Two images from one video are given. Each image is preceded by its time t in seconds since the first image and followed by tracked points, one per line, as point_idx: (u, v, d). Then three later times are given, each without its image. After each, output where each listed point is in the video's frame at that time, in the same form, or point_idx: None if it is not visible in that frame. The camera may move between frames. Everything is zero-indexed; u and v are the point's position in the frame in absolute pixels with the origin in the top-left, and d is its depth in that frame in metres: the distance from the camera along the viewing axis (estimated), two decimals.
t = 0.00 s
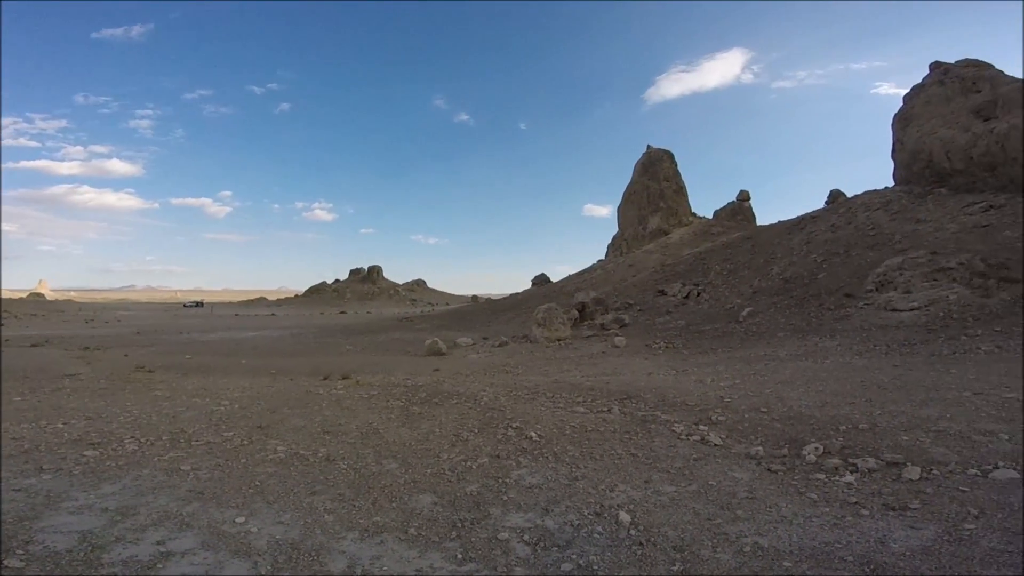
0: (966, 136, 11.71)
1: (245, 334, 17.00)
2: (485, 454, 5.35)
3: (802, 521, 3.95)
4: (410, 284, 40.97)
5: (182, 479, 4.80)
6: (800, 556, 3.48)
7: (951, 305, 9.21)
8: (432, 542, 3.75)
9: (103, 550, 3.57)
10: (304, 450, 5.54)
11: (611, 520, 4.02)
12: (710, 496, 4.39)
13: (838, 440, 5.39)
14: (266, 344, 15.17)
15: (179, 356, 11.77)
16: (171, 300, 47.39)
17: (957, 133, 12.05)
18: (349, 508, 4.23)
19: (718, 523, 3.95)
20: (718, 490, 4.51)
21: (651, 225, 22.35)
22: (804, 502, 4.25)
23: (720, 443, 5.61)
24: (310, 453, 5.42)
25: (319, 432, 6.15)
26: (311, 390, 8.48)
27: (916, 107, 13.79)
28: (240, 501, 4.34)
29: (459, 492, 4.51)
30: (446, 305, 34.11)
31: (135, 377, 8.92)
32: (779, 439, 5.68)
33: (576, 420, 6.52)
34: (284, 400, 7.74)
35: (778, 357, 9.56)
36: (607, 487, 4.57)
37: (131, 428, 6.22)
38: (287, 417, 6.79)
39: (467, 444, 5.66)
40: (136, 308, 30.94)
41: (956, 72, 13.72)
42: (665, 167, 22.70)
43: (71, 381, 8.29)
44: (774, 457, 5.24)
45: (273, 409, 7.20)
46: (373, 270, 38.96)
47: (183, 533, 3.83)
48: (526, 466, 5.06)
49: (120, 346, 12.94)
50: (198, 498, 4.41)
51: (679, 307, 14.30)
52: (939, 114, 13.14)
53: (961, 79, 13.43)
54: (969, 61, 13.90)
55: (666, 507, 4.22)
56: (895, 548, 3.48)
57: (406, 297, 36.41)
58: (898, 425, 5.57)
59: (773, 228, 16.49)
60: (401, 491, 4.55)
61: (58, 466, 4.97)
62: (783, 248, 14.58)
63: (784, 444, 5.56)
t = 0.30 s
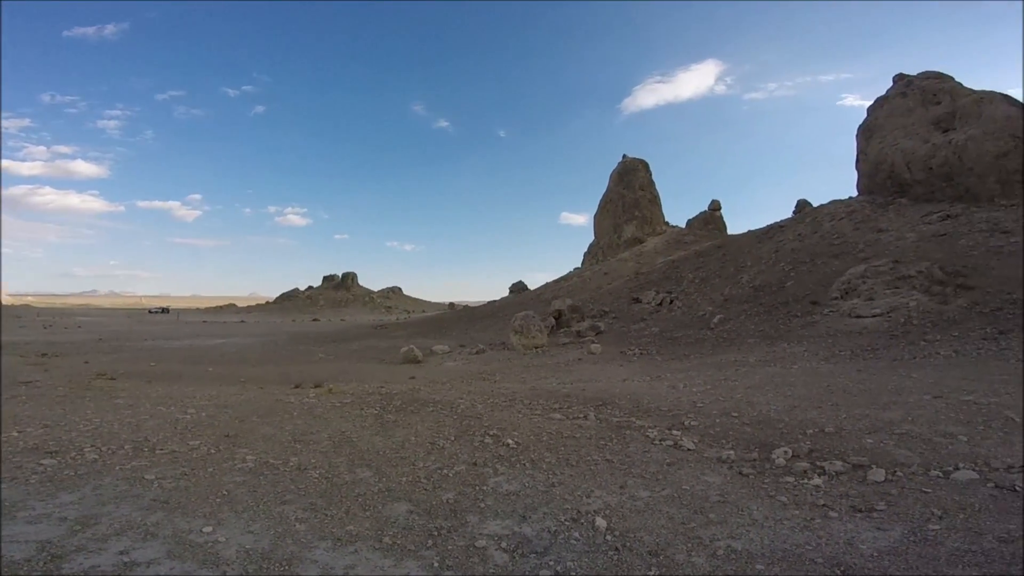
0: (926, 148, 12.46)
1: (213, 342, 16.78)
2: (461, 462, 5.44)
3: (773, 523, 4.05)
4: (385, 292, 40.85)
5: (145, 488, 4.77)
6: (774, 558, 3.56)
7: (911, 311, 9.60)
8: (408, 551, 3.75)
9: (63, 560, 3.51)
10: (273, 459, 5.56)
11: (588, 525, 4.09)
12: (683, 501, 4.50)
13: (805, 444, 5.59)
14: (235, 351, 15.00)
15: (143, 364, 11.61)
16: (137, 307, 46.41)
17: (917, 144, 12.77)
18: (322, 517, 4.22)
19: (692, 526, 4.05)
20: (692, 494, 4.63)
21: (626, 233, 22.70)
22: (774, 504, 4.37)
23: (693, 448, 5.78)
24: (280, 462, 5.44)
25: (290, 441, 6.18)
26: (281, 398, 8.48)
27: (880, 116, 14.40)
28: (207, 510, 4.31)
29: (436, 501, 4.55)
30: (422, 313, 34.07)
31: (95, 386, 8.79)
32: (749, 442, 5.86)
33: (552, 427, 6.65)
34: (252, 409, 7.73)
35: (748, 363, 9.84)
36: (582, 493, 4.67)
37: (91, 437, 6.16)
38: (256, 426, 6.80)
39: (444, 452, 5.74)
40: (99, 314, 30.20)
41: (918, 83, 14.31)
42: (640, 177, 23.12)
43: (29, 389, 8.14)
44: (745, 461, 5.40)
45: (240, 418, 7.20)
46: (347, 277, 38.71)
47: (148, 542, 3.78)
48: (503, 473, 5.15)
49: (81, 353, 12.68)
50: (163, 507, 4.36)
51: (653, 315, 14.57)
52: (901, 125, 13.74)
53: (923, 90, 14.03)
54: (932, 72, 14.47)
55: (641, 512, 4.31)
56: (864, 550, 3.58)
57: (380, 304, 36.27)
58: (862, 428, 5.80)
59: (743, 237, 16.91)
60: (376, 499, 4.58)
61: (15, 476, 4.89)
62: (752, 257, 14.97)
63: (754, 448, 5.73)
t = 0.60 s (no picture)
0: (893, 161, 13.07)
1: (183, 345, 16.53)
2: (437, 469, 5.37)
3: (744, 529, 4.09)
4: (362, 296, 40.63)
5: (105, 494, 4.68)
6: (745, 565, 3.59)
7: (876, 320, 9.91)
8: (382, 558, 3.71)
9: (19, 568, 3.47)
10: (241, 465, 5.52)
11: (564, 532, 4.07)
12: (657, 507, 4.51)
13: (775, 450, 5.70)
14: (203, 355, 14.80)
15: (110, 367, 11.42)
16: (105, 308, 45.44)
17: (884, 157, 13.38)
18: (292, 524, 4.16)
19: (665, 533, 4.06)
20: (665, 501, 4.65)
21: (605, 242, 22.93)
22: (746, 512, 4.41)
23: (667, 454, 5.83)
24: (249, 468, 5.40)
25: (261, 446, 6.16)
26: (250, 404, 8.44)
27: (851, 129, 14.83)
28: (171, 516, 4.26)
29: (410, 507, 4.49)
30: (399, 318, 33.98)
31: (57, 389, 8.65)
32: (721, 449, 5.95)
33: (529, 433, 6.69)
34: (219, 414, 7.68)
35: (720, 370, 10.05)
36: (558, 500, 4.65)
37: (50, 441, 6.08)
38: (223, 432, 6.78)
39: (419, 458, 5.71)
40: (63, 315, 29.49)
41: (886, 96, 14.69)
42: (618, 186, 23.43)
43: None
44: (716, 467, 5.47)
45: (208, 424, 7.15)
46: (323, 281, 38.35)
47: (108, 549, 3.74)
48: (480, 480, 5.10)
49: (43, 356, 12.42)
50: (125, 513, 4.29)
51: (629, 322, 14.79)
52: (869, 139, 14.24)
53: (890, 104, 14.43)
54: (899, 87, 14.95)
55: (616, 518, 4.31)
56: (831, 555, 3.64)
57: (357, 309, 36.06)
58: (830, 434, 5.94)
59: (717, 246, 17.23)
60: (349, 506, 4.52)
61: None
62: (725, 266, 15.28)
63: (726, 453, 5.83)
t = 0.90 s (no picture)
0: (861, 173, 13.56)
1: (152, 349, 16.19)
2: (412, 476, 5.33)
3: (717, 534, 4.05)
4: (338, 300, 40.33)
5: (64, 499, 4.56)
6: (718, 569, 3.56)
7: (843, 329, 10.20)
8: (354, 565, 3.66)
9: None
10: (208, 471, 5.43)
11: (540, 538, 4.01)
12: (631, 512, 4.45)
13: (747, 455, 5.70)
14: (170, 359, 14.50)
15: (74, 370, 11.15)
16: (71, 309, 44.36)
17: (854, 169, 13.84)
18: (260, 531, 4.08)
19: (639, 538, 4.02)
20: (640, 506, 4.59)
21: (583, 249, 23.13)
22: (719, 516, 4.36)
23: (642, 459, 5.78)
24: (216, 475, 5.31)
25: (228, 452, 6.09)
26: (218, 409, 8.33)
27: (823, 141, 15.24)
28: (133, 522, 4.16)
29: (384, 514, 4.43)
30: (376, 322, 33.79)
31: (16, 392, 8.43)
32: (695, 454, 5.92)
33: (506, 439, 6.67)
34: (184, 420, 7.57)
35: (695, 376, 10.21)
36: (535, 506, 4.57)
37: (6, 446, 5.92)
38: (189, 437, 6.69)
39: (393, 465, 5.65)
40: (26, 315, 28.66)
41: (858, 109, 15.12)
42: (598, 194, 23.67)
43: None
44: (690, 472, 5.44)
45: (173, 429, 7.05)
46: (298, 285, 37.96)
47: (67, 555, 3.63)
48: (455, 486, 5.04)
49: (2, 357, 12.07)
50: (84, 519, 4.17)
51: (607, 329, 14.94)
52: (840, 150, 14.67)
53: (861, 116, 14.87)
54: (870, 99, 15.41)
55: (592, 524, 4.25)
56: (802, 559, 3.60)
57: (333, 313, 35.78)
58: (799, 440, 6.01)
59: (694, 255, 17.49)
60: (320, 513, 4.45)
61: None
62: (700, 275, 15.53)
63: (699, 459, 5.77)
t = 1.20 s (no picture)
0: (833, 183, 13.92)
1: (118, 349, 15.87)
2: (389, 482, 5.36)
3: (693, 538, 4.10)
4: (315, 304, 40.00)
5: (25, 505, 4.51)
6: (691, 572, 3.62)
7: (814, 335, 10.45)
8: (328, 571, 3.69)
9: None
10: (176, 477, 5.39)
11: (520, 544, 4.05)
12: (610, 517, 4.50)
13: (721, 459, 5.82)
14: (139, 362, 14.27)
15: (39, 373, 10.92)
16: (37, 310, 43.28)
17: (826, 178, 14.20)
18: (229, 538, 4.09)
19: (617, 543, 4.06)
20: (618, 511, 4.64)
21: (563, 255, 23.33)
22: (695, 520, 4.42)
23: (619, 464, 5.88)
24: (185, 481, 5.28)
25: (197, 458, 6.05)
26: (187, 415, 8.24)
27: (797, 150, 15.61)
28: (98, 529, 4.14)
29: (359, 521, 4.45)
30: (353, 327, 33.59)
31: None
32: (671, 458, 6.02)
33: (485, 445, 6.73)
34: (152, 426, 7.49)
35: (671, 381, 10.36)
36: (514, 512, 4.61)
37: None
38: (156, 443, 6.62)
39: (369, 471, 5.69)
40: None
41: (831, 119, 15.52)
42: (578, 201, 23.90)
43: None
44: (665, 477, 5.52)
45: (140, 435, 6.98)
46: (273, 287, 37.51)
47: (28, 561, 3.61)
48: (433, 493, 5.07)
49: None
50: (45, 525, 4.13)
51: (585, 335, 15.10)
52: (813, 160, 15.04)
53: (833, 126, 15.26)
54: (843, 111, 15.84)
55: (571, 529, 4.29)
56: (776, 563, 3.66)
57: (310, 318, 35.47)
58: (770, 443, 6.15)
59: (671, 262, 17.75)
60: (293, 520, 4.46)
61: None
62: (676, 282, 15.78)
63: (675, 463, 5.88)
